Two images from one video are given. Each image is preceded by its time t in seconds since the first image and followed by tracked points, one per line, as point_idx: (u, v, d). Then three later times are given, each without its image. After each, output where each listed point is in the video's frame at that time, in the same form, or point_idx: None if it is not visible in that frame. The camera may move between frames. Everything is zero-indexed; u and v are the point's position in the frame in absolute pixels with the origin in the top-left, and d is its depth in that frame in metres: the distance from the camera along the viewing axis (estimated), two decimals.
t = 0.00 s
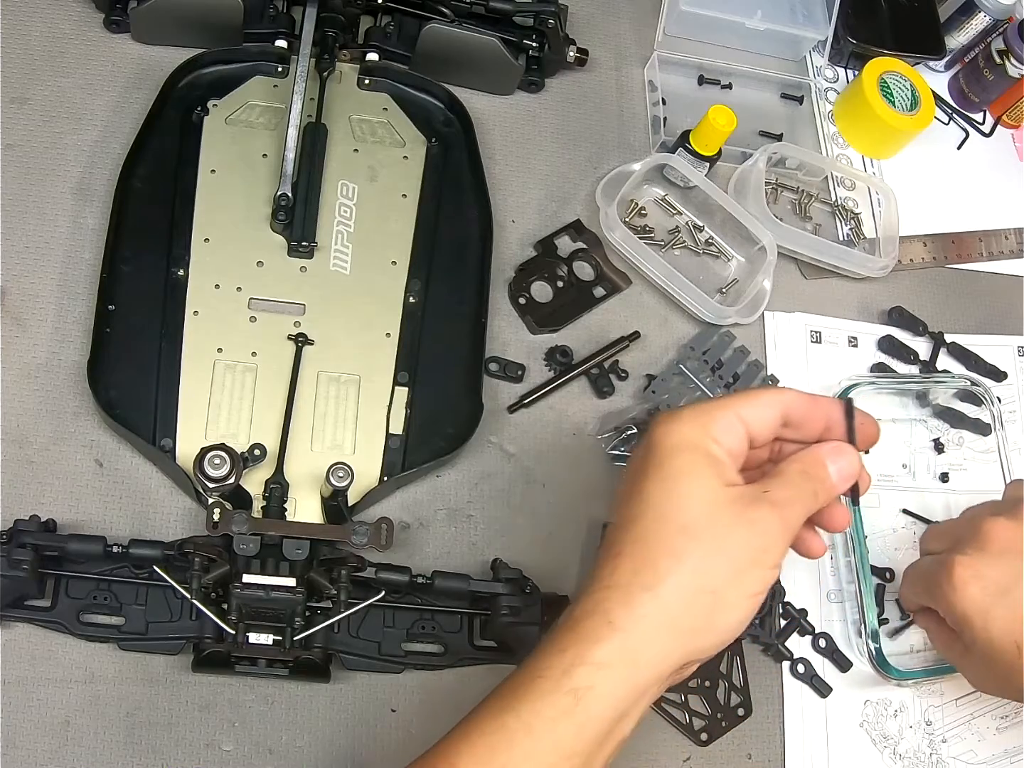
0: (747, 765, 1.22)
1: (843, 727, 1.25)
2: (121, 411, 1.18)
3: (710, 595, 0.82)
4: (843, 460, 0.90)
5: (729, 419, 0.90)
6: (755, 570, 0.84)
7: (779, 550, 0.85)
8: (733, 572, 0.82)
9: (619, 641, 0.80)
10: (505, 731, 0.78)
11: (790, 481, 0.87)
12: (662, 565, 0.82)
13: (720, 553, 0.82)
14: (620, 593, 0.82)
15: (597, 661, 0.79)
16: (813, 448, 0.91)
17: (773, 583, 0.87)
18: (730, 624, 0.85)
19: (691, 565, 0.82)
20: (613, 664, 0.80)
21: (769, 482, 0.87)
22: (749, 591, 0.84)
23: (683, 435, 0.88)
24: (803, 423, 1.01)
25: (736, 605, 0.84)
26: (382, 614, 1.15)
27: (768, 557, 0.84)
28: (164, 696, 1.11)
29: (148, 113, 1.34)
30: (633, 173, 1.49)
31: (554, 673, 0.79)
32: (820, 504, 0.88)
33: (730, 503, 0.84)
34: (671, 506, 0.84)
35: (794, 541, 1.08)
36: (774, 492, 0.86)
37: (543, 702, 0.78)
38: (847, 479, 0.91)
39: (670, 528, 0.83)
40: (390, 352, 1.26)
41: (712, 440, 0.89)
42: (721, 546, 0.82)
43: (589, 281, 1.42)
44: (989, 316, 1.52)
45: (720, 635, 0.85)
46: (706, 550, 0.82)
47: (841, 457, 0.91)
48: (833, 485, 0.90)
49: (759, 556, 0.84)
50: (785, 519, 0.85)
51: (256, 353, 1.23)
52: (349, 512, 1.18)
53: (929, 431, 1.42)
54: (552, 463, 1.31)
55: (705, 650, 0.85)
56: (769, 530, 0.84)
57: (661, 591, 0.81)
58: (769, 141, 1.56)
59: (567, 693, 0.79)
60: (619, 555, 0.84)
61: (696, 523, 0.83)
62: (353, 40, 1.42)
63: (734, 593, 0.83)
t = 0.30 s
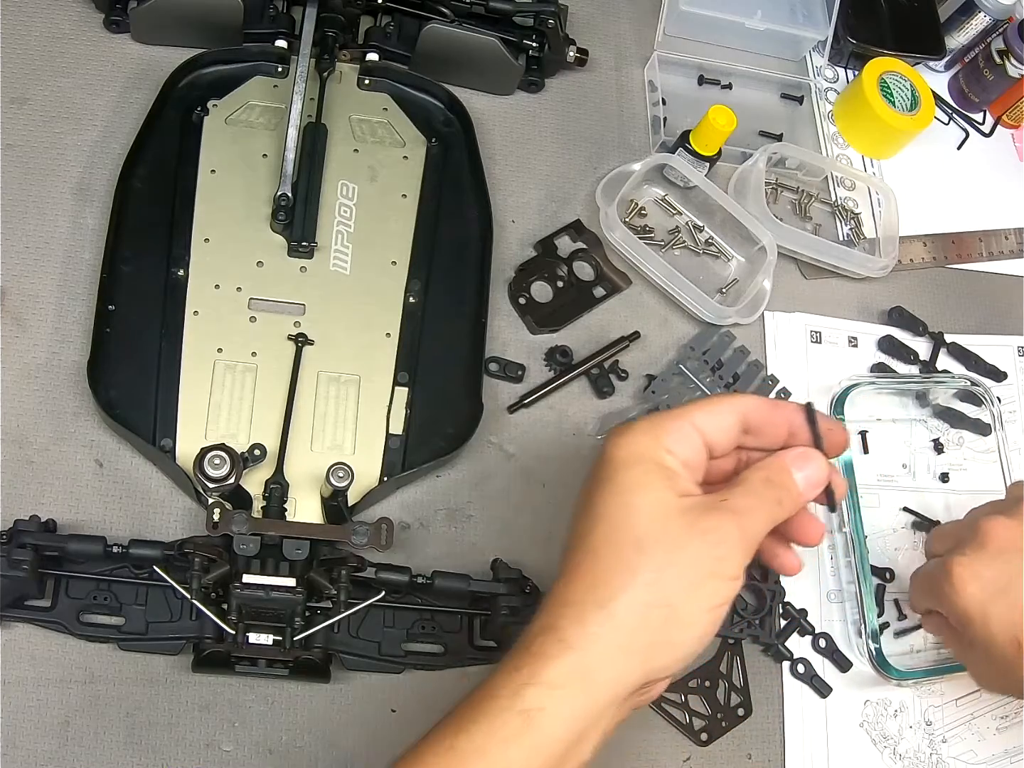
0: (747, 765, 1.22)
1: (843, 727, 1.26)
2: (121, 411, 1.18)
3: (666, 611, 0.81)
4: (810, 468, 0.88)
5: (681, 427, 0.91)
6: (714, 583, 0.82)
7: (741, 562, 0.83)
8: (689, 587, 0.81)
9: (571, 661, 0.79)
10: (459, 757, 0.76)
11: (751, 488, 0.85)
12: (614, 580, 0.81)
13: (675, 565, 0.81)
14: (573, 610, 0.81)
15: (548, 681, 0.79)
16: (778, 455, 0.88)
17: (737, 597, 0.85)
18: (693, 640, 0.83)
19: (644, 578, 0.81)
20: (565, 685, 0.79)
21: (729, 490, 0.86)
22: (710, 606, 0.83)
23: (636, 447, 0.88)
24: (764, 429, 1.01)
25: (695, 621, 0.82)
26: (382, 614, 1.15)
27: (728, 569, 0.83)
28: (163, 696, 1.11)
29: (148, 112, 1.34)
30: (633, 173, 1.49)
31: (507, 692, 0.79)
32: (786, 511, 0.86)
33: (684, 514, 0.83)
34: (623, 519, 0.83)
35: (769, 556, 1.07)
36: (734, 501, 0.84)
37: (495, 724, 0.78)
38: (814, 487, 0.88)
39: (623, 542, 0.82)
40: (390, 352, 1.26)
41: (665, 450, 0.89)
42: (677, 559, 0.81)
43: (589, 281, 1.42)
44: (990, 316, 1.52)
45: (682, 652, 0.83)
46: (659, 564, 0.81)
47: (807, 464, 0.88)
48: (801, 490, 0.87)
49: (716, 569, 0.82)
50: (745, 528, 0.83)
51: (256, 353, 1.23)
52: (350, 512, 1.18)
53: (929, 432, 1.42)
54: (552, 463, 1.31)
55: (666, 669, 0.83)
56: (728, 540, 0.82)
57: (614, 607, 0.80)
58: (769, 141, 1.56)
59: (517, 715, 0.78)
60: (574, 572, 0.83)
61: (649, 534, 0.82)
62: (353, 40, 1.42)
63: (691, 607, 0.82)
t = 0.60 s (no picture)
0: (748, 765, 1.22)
1: (843, 727, 1.25)
2: (121, 411, 1.18)
3: (577, 633, 0.82)
4: (745, 477, 0.86)
5: (589, 436, 0.92)
6: (627, 603, 0.84)
7: (655, 582, 0.84)
8: (599, 607, 0.82)
9: (480, 688, 0.79)
10: None
11: (666, 503, 0.86)
12: (524, 602, 0.82)
13: (586, 585, 0.83)
14: (483, 635, 0.81)
15: (457, 708, 0.78)
16: (709, 465, 0.87)
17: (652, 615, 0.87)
18: (607, 660, 0.84)
19: (555, 600, 0.82)
20: (475, 713, 0.78)
21: (646, 506, 0.87)
22: (622, 626, 0.84)
23: (546, 461, 0.89)
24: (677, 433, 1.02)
25: (609, 641, 0.84)
26: (382, 615, 1.15)
27: (642, 589, 0.84)
28: (163, 696, 1.12)
29: (148, 113, 1.34)
30: (633, 173, 1.49)
31: (416, 719, 0.78)
32: (707, 528, 0.86)
33: (595, 533, 0.85)
34: (532, 541, 0.84)
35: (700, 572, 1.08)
36: (651, 519, 0.85)
37: (398, 753, 0.77)
38: (750, 496, 0.87)
39: (532, 564, 0.84)
40: (390, 352, 1.26)
41: (575, 464, 0.89)
42: (588, 579, 0.83)
43: (589, 281, 1.42)
44: (990, 316, 1.52)
45: (596, 673, 0.84)
46: (569, 585, 0.83)
47: (743, 473, 0.87)
48: (732, 499, 0.86)
49: (629, 589, 0.83)
50: (661, 547, 0.84)
51: (256, 353, 1.23)
52: (350, 512, 1.18)
53: (929, 432, 1.42)
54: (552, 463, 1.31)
55: (581, 691, 0.84)
56: (643, 558, 0.84)
57: (524, 630, 0.81)
58: (769, 141, 1.56)
59: (421, 745, 0.77)
60: (484, 593, 0.84)
61: (560, 554, 0.83)
62: (353, 40, 1.42)
63: (603, 627, 0.83)
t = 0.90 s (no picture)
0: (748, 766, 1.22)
1: (843, 727, 1.25)
2: (121, 411, 1.18)
3: (484, 666, 0.78)
4: (646, 491, 0.84)
5: (488, 464, 0.92)
6: (535, 632, 0.79)
7: (564, 608, 0.80)
8: (508, 638, 0.78)
9: (389, 732, 0.76)
10: None
11: (565, 522, 0.82)
12: (428, 640, 0.78)
13: (493, 618, 0.78)
14: (392, 676, 0.78)
15: (370, 753, 0.76)
16: (612, 482, 0.85)
17: (568, 642, 0.82)
18: (520, 694, 0.80)
19: (459, 634, 0.78)
20: (388, 757, 0.76)
21: (550, 528, 0.82)
22: (533, 656, 0.80)
23: (446, 494, 0.87)
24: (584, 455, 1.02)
25: (521, 672, 0.79)
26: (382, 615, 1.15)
27: (551, 615, 0.79)
28: (163, 696, 1.11)
29: (148, 113, 1.34)
30: (633, 173, 1.49)
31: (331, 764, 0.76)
32: (613, 546, 0.82)
33: (495, 562, 0.81)
34: (432, 576, 0.81)
35: (626, 590, 1.06)
36: (554, 541, 0.81)
37: None
38: (655, 510, 0.85)
39: (434, 601, 0.80)
40: (390, 352, 1.26)
41: (475, 494, 0.88)
42: (492, 611, 0.78)
43: (589, 281, 1.42)
44: (990, 316, 1.52)
45: (511, 707, 0.80)
46: (473, 618, 0.78)
47: (645, 487, 0.85)
48: (633, 510, 0.84)
49: (537, 616, 0.79)
50: (565, 569, 0.79)
51: (256, 353, 1.23)
52: (350, 512, 1.18)
53: (929, 432, 1.42)
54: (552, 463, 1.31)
55: (499, 728, 0.80)
56: (548, 582, 0.79)
57: (429, 670, 0.77)
58: (769, 141, 1.56)
59: None
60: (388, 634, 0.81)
61: (462, 587, 0.79)
62: (353, 41, 1.41)
63: (512, 659, 0.79)
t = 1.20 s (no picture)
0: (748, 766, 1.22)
1: (843, 727, 1.25)
2: (121, 411, 1.18)
3: (461, 678, 0.79)
4: (643, 498, 0.83)
5: (470, 466, 0.90)
6: (514, 643, 0.79)
7: (545, 620, 0.79)
8: (485, 650, 0.79)
9: (366, 741, 0.79)
10: None
11: (549, 530, 0.80)
12: (405, 653, 0.79)
13: (471, 630, 0.78)
14: (369, 687, 0.80)
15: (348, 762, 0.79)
16: (607, 487, 0.82)
17: (549, 651, 0.82)
18: (498, 704, 0.81)
19: (436, 647, 0.78)
20: (365, 765, 0.79)
21: (534, 536, 0.81)
22: (511, 667, 0.80)
23: (425, 500, 0.86)
24: (569, 453, 1.01)
25: (498, 683, 0.80)
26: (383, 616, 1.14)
27: (531, 627, 0.79)
28: (163, 696, 1.11)
29: (148, 113, 1.34)
30: (633, 173, 1.49)
31: None
32: (600, 556, 0.80)
33: (474, 572, 0.80)
34: (411, 587, 0.81)
35: (611, 591, 1.06)
36: (538, 551, 0.79)
37: None
38: (651, 518, 0.83)
39: (413, 612, 0.80)
40: (390, 352, 1.26)
41: (455, 500, 0.87)
42: (471, 624, 0.78)
43: (589, 281, 1.42)
44: (990, 316, 1.52)
45: (489, 716, 0.81)
46: (451, 631, 0.78)
47: (642, 493, 0.83)
48: (625, 516, 0.81)
49: (516, 628, 0.79)
50: (548, 581, 0.78)
51: (256, 353, 1.23)
52: (350, 512, 1.18)
53: (929, 432, 1.42)
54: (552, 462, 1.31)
55: (477, 735, 0.82)
56: (529, 594, 0.78)
57: (407, 683, 0.78)
58: (769, 141, 1.56)
59: None
60: (367, 642, 0.82)
61: (441, 598, 0.79)
62: (353, 41, 1.41)
63: (489, 671, 0.79)
